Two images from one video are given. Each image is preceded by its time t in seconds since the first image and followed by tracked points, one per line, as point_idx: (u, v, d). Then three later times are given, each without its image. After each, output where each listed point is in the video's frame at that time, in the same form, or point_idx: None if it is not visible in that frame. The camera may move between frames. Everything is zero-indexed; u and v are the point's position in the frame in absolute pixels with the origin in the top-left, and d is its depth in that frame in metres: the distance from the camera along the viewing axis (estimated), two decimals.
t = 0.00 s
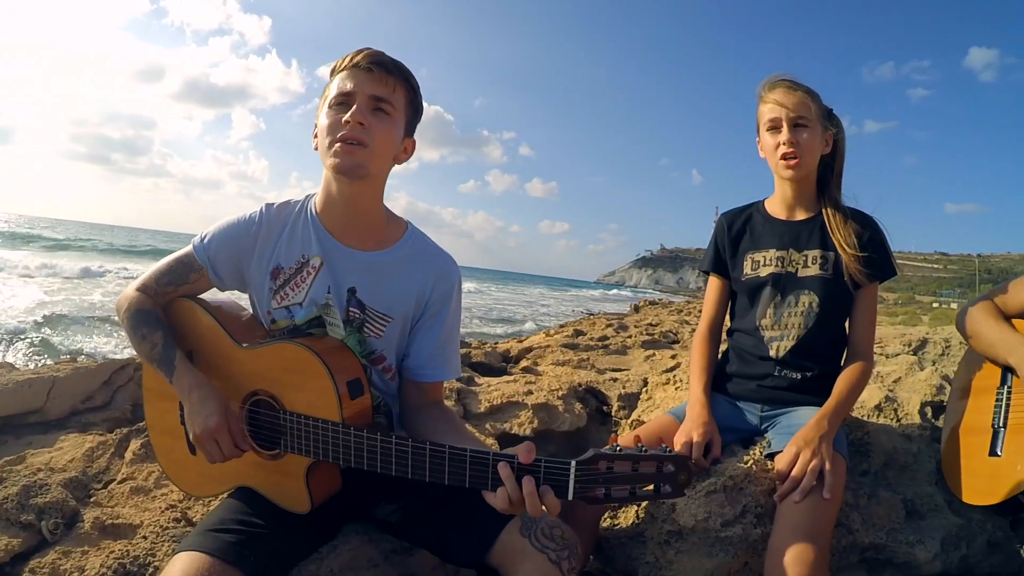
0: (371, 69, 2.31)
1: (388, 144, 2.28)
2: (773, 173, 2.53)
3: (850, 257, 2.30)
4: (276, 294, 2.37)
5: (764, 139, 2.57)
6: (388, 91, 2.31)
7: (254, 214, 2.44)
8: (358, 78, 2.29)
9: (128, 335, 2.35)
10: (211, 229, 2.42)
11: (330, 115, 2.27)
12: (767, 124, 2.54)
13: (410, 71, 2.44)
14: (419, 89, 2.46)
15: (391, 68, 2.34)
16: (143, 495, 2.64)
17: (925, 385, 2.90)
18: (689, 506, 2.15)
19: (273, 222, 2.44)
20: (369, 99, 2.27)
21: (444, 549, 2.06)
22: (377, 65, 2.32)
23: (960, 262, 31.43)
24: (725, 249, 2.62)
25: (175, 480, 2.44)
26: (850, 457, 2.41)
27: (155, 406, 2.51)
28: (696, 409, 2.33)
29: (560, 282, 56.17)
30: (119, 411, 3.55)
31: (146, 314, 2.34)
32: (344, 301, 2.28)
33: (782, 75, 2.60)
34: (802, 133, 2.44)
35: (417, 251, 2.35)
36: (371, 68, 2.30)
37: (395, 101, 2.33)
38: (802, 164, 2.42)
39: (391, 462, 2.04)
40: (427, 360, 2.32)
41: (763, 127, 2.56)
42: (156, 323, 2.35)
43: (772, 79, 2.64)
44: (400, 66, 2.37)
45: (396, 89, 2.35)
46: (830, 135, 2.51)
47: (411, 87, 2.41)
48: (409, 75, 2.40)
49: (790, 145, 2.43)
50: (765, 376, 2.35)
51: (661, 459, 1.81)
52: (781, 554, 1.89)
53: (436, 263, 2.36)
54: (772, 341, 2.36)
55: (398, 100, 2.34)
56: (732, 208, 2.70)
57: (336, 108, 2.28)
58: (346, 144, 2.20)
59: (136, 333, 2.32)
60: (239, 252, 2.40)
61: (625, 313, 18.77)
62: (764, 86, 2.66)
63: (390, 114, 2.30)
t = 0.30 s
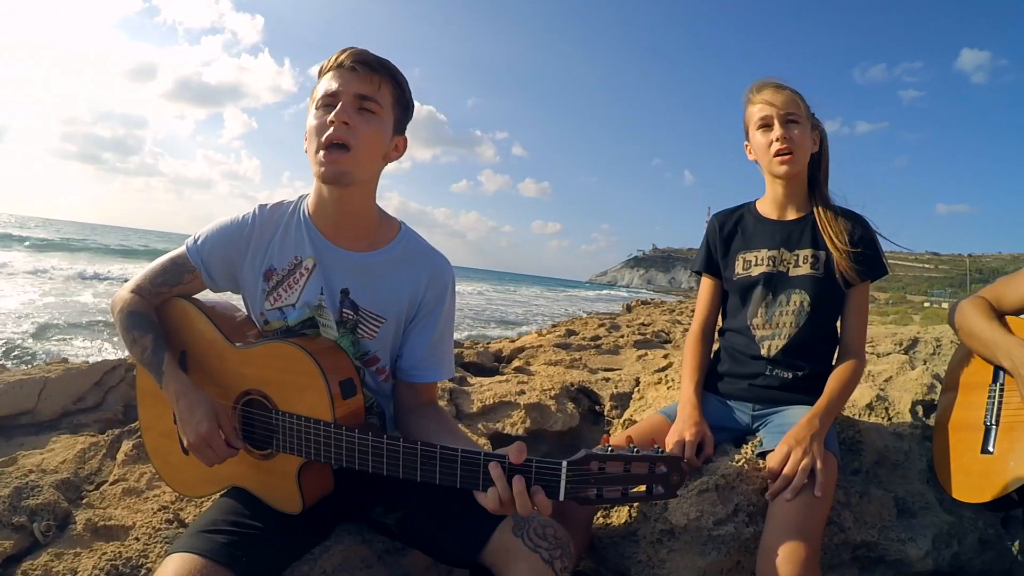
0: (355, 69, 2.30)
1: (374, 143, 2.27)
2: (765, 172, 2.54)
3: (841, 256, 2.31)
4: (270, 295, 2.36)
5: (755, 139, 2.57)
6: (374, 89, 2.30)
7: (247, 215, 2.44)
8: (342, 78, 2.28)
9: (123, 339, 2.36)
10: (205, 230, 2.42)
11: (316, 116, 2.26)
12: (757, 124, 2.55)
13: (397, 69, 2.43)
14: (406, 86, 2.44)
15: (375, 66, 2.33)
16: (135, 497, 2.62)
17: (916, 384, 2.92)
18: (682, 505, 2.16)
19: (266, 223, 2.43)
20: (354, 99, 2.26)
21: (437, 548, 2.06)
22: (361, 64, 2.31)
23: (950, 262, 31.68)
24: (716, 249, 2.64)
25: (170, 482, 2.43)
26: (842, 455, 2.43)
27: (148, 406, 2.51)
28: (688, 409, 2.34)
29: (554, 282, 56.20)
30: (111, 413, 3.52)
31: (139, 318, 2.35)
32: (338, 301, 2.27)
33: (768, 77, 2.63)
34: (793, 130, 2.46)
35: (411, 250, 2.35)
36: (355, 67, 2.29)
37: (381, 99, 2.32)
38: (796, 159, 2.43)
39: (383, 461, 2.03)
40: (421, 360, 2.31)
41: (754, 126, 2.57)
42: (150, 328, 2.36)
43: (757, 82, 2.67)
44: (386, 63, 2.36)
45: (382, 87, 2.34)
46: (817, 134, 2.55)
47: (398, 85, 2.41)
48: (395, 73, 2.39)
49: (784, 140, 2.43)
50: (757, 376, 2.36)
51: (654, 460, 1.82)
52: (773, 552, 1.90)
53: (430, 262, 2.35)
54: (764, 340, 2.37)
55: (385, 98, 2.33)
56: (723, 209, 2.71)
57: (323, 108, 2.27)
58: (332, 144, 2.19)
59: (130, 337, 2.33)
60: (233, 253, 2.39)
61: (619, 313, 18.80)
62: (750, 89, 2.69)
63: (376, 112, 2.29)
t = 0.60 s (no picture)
0: (321, 68, 2.24)
1: (342, 138, 2.19)
2: (763, 170, 2.53)
3: (836, 257, 2.32)
4: (267, 295, 2.35)
5: (755, 137, 2.56)
6: (339, 83, 2.22)
7: (245, 215, 2.43)
8: (311, 80, 2.25)
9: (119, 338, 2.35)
10: (203, 229, 2.41)
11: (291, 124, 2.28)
12: (757, 122, 2.55)
13: (373, 58, 2.32)
14: (381, 74, 2.32)
15: (342, 60, 2.25)
16: (128, 498, 2.61)
17: (908, 384, 2.94)
18: (675, 505, 2.16)
19: (263, 223, 2.42)
20: (319, 97, 2.21)
21: (431, 549, 2.06)
22: (327, 61, 2.25)
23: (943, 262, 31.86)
24: (710, 249, 2.64)
25: (165, 482, 2.42)
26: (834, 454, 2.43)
27: (141, 406, 2.49)
28: (682, 408, 2.34)
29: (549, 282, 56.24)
30: (104, 413, 3.50)
31: (136, 318, 2.34)
32: (334, 301, 2.27)
33: (764, 79, 2.66)
34: (794, 128, 2.47)
35: (408, 251, 2.34)
36: (317, 67, 2.24)
37: (348, 92, 2.22)
38: (796, 157, 2.43)
39: (377, 462, 2.03)
40: (417, 361, 2.31)
41: (753, 124, 2.57)
42: (146, 328, 2.35)
43: (756, 83, 2.69)
44: (354, 55, 2.27)
45: (350, 79, 2.24)
46: (813, 137, 2.58)
47: (370, 73, 2.29)
48: (366, 63, 2.28)
49: (785, 137, 2.43)
50: (750, 376, 2.37)
51: (648, 465, 1.82)
52: (765, 551, 1.90)
53: (427, 263, 2.35)
54: (757, 341, 2.38)
55: (352, 91, 2.23)
56: (718, 208, 2.72)
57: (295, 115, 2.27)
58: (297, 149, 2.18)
59: (126, 338, 2.32)
60: (230, 253, 2.39)
61: (614, 312, 18.82)
62: (748, 90, 2.71)
63: (342, 106, 2.20)
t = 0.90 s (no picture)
0: (305, 70, 2.24)
1: (318, 138, 2.16)
2: (759, 169, 2.53)
3: (828, 258, 2.33)
4: (259, 294, 2.34)
5: (754, 135, 2.55)
6: (318, 85, 2.21)
7: (238, 213, 2.42)
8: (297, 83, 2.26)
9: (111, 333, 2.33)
10: (195, 227, 2.40)
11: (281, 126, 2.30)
12: (758, 120, 2.54)
13: (356, 58, 2.28)
14: (362, 73, 2.27)
15: (323, 61, 2.24)
16: (122, 499, 2.60)
17: (902, 383, 2.95)
18: (669, 504, 2.16)
19: (256, 222, 2.41)
20: (299, 99, 2.20)
21: (426, 549, 2.05)
22: (310, 63, 2.24)
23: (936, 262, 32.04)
24: (703, 250, 2.64)
25: (156, 483, 2.41)
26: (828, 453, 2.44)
27: (133, 406, 2.48)
28: (674, 407, 2.35)
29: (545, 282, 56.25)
30: (98, 414, 3.48)
31: (129, 313, 2.32)
32: (326, 300, 2.27)
33: (769, 77, 2.67)
34: (795, 130, 2.48)
35: (400, 251, 2.33)
36: (301, 70, 2.25)
37: (325, 93, 2.20)
38: (794, 159, 2.42)
39: (372, 462, 2.03)
40: (409, 361, 2.31)
41: (754, 122, 2.56)
42: (140, 324, 2.33)
43: (761, 80, 2.69)
44: (335, 55, 2.24)
45: (329, 80, 2.22)
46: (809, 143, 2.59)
47: (351, 73, 2.25)
48: (346, 63, 2.25)
49: (787, 138, 2.43)
50: (743, 375, 2.37)
51: (640, 459, 1.83)
52: (760, 549, 1.91)
53: (419, 263, 2.34)
54: (749, 341, 2.39)
55: (330, 91, 2.21)
56: (710, 208, 2.72)
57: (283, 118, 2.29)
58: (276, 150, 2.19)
59: (118, 332, 2.30)
60: (223, 251, 2.38)
61: (610, 312, 18.83)
62: (752, 85, 2.71)
63: (318, 106, 2.18)
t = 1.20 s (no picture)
0: (286, 76, 2.24)
1: (299, 144, 2.16)
2: (749, 169, 2.54)
3: (818, 257, 2.34)
4: (251, 294, 2.34)
5: (743, 135, 2.56)
6: (297, 90, 2.20)
7: (230, 214, 2.41)
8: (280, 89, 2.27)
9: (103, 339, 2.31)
10: (187, 229, 2.39)
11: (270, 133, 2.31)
12: (747, 120, 2.55)
13: (334, 60, 2.26)
14: (339, 75, 2.25)
15: (302, 66, 2.23)
16: (115, 501, 2.59)
17: (893, 382, 2.97)
18: (662, 503, 2.17)
19: (248, 223, 2.41)
20: (280, 105, 2.20)
21: (419, 549, 2.05)
22: (289, 69, 2.24)
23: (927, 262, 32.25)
24: (694, 250, 2.65)
25: (147, 484, 2.40)
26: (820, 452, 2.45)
27: (125, 407, 2.46)
28: (666, 407, 2.35)
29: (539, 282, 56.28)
30: (89, 416, 3.46)
31: (121, 316, 2.30)
32: (318, 301, 2.26)
33: (756, 78, 2.69)
34: (785, 130, 2.49)
35: (392, 251, 2.33)
36: (281, 76, 2.25)
37: (304, 98, 2.19)
38: (784, 158, 2.43)
39: (365, 462, 2.03)
40: (401, 362, 2.30)
41: (743, 122, 2.57)
42: (132, 328, 2.31)
43: (749, 81, 2.71)
44: (312, 59, 2.23)
45: (307, 85, 2.21)
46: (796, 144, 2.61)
47: (328, 76, 2.23)
48: (323, 66, 2.23)
49: (777, 137, 2.44)
50: (734, 375, 2.38)
51: (632, 457, 1.84)
52: (751, 547, 1.92)
53: (411, 263, 2.34)
54: (740, 341, 2.40)
55: (308, 96, 2.20)
56: (701, 209, 2.73)
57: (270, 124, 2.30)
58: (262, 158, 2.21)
59: (111, 337, 2.28)
60: (215, 253, 2.37)
61: (604, 312, 18.86)
62: (740, 86, 2.73)
63: (297, 112, 2.18)
